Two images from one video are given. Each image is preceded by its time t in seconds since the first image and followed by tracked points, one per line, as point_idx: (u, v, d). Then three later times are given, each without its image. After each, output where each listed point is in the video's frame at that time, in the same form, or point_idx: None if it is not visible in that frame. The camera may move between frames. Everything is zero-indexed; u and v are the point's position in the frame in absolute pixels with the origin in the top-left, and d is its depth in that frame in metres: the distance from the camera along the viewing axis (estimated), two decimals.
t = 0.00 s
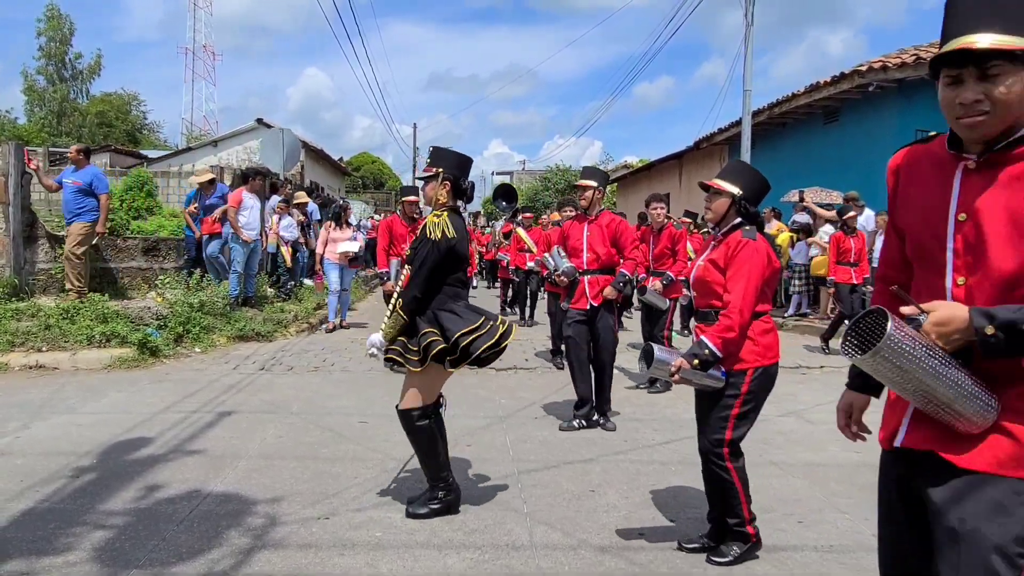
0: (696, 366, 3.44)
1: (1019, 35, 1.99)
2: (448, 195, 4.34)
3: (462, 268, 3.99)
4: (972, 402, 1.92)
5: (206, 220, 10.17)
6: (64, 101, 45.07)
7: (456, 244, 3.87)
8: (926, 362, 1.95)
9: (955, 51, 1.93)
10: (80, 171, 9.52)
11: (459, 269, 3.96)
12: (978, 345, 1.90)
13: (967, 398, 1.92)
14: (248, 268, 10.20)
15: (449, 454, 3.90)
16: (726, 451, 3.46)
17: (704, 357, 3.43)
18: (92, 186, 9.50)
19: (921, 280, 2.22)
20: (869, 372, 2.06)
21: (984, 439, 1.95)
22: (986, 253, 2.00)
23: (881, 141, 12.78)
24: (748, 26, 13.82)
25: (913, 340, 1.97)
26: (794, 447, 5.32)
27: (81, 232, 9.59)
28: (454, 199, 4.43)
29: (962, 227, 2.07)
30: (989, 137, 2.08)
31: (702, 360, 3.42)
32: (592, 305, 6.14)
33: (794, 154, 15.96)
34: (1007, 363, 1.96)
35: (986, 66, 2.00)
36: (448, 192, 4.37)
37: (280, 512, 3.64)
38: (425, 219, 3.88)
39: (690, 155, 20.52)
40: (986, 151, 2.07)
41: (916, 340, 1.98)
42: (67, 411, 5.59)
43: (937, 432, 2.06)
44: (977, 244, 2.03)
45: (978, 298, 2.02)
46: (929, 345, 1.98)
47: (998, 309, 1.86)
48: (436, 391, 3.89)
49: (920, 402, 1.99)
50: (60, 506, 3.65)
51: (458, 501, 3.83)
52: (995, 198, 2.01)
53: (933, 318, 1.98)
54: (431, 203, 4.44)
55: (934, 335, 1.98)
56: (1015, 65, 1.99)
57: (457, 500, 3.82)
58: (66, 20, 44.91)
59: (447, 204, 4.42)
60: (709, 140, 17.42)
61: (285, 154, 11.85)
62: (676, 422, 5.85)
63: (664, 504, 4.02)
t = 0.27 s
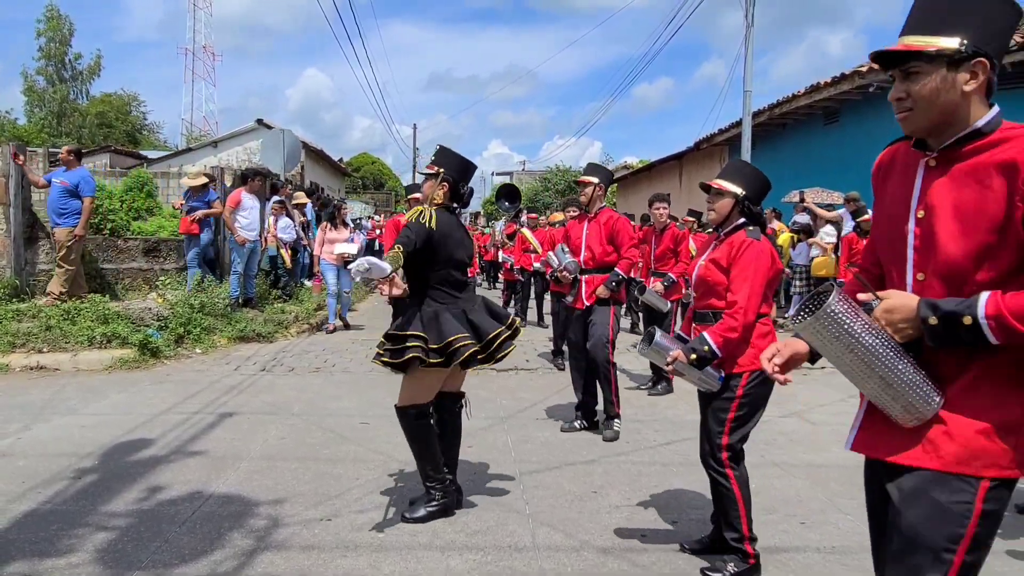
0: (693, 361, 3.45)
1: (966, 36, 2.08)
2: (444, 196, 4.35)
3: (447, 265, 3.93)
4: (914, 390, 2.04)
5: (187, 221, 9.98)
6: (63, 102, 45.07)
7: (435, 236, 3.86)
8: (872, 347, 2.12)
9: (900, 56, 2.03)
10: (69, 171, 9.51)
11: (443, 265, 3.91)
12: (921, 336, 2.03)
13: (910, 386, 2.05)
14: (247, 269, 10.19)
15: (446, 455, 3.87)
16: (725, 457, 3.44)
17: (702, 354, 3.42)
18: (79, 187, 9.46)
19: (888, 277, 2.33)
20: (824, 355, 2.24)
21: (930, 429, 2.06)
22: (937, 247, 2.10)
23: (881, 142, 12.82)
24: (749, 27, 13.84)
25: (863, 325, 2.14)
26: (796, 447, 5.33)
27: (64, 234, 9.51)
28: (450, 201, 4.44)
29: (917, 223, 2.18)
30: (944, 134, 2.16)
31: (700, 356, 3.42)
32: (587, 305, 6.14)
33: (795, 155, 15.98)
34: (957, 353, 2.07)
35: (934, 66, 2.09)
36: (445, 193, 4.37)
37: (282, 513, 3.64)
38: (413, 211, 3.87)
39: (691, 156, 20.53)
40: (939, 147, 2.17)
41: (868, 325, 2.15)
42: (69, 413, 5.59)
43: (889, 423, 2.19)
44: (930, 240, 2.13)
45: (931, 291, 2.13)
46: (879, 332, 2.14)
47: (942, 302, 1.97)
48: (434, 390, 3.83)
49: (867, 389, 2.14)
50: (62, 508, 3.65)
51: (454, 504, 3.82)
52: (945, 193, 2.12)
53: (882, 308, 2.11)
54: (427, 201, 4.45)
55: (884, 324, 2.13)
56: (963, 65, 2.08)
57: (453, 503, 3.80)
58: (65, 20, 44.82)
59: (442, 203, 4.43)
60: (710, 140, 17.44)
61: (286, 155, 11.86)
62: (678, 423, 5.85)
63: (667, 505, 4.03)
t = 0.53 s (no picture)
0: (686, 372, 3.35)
1: (884, 52, 2.13)
2: (448, 197, 4.39)
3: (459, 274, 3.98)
4: (864, 406, 2.04)
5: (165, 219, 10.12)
6: (63, 102, 45.07)
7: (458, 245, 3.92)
8: (821, 369, 2.16)
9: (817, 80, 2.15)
10: (58, 171, 9.51)
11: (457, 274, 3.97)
12: (858, 349, 2.03)
13: (860, 403, 2.05)
14: (247, 269, 10.19)
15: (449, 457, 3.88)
16: (750, 466, 3.43)
17: (693, 364, 3.33)
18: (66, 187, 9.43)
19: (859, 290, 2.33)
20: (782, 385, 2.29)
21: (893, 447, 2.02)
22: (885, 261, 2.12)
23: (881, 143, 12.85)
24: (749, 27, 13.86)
25: (810, 349, 2.21)
26: (796, 448, 5.33)
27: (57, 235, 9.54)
28: (454, 201, 4.47)
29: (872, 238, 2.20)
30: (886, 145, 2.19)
31: (693, 367, 3.32)
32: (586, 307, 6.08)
33: (795, 155, 15.99)
34: (911, 365, 2.04)
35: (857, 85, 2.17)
36: (449, 194, 4.44)
37: (282, 515, 3.64)
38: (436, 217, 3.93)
39: (691, 156, 20.54)
40: (885, 159, 2.18)
41: (817, 351, 2.21)
42: (68, 413, 5.58)
43: (862, 445, 2.15)
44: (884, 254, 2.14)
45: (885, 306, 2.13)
46: (830, 355, 2.18)
47: (873, 313, 2.00)
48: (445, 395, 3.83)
49: (823, 411, 2.15)
50: (62, 509, 3.65)
51: (454, 506, 3.82)
52: (889, 206, 2.13)
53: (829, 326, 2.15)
54: (430, 205, 4.47)
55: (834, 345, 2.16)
56: (879, 81, 2.13)
57: (454, 504, 3.80)
58: (64, 20, 44.75)
59: (446, 205, 4.46)
60: (710, 141, 17.45)
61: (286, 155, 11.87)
62: (678, 424, 5.86)
63: (667, 506, 4.02)
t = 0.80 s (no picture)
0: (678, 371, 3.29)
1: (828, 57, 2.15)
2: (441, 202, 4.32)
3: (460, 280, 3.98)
4: (818, 399, 2.02)
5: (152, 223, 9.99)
6: (64, 102, 45.11)
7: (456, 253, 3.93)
8: (780, 357, 2.09)
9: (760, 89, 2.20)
10: (49, 172, 9.45)
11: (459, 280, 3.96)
12: (825, 339, 1.98)
13: (814, 395, 2.03)
14: (246, 270, 10.19)
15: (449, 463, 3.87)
16: (742, 471, 3.39)
17: (685, 364, 3.29)
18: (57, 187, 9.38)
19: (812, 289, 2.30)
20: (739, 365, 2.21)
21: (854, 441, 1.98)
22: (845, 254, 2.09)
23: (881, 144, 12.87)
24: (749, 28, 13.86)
25: (777, 335, 2.12)
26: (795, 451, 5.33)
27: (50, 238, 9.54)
28: (447, 207, 4.44)
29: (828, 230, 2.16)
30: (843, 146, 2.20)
31: (683, 365, 3.28)
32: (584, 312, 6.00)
33: (796, 156, 15.99)
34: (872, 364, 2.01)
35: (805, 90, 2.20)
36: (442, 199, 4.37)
37: (281, 519, 3.63)
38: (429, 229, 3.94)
39: (691, 156, 20.55)
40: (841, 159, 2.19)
41: (775, 334, 2.14)
42: (68, 415, 5.58)
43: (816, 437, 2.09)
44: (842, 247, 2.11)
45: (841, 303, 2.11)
46: (789, 341, 2.11)
47: (841, 305, 1.93)
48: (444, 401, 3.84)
49: (773, 395, 2.12)
50: (61, 512, 3.65)
51: (453, 510, 3.82)
52: (846, 198, 2.10)
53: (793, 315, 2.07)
54: (422, 208, 4.38)
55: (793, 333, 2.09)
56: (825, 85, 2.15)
57: (453, 508, 3.80)
58: (65, 20, 44.71)
59: (438, 210, 4.40)
60: (710, 141, 17.45)
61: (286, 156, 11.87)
62: (678, 426, 5.85)
63: (665, 509, 4.02)
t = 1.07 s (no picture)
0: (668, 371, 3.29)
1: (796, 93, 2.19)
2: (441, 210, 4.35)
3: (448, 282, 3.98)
4: (813, 445, 2.06)
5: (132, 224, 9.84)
6: (64, 103, 45.14)
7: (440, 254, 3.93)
8: (766, 411, 2.10)
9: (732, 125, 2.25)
10: (40, 175, 9.44)
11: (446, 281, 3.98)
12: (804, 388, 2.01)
13: (808, 442, 2.07)
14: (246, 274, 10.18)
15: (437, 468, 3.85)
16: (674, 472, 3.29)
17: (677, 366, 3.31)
18: (49, 190, 9.38)
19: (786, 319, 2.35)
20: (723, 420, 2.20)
21: (828, 478, 2.04)
22: (823, 294, 2.13)
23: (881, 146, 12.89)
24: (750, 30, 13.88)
25: (762, 392, 2.12)
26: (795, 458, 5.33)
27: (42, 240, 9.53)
28: (448, 214, 4.47)
29: (804, 270, 2.20)
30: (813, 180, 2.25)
31: (675, 367, 3.30)
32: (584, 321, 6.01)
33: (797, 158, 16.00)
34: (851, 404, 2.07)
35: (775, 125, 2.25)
36: (443, 207, 4.39)
37: (281, 527, 3.63)
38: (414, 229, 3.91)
39: (691, 158, 20.56)
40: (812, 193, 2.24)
41: (756, 387, 2.14)
42: (68, 421, 5.58)
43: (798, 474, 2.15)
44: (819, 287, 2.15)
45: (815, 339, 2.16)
46: (769, 393, 2.12)
47: (824, 352, 1.96)
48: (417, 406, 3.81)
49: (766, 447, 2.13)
50: (61, 521, 3.65)
51: (446, 514, 3.80)
52: (824, 239, 2.14)
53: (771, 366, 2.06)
54: (424, 216, 4.42)
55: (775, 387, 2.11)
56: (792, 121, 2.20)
57: (445, 512, 3.79)
58: (65, 21, 44.70)
59: (439, 218, 4.43)
60: (711, 143, 17.45)
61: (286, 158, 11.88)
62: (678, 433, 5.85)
63: (665, 518, 4.01)
